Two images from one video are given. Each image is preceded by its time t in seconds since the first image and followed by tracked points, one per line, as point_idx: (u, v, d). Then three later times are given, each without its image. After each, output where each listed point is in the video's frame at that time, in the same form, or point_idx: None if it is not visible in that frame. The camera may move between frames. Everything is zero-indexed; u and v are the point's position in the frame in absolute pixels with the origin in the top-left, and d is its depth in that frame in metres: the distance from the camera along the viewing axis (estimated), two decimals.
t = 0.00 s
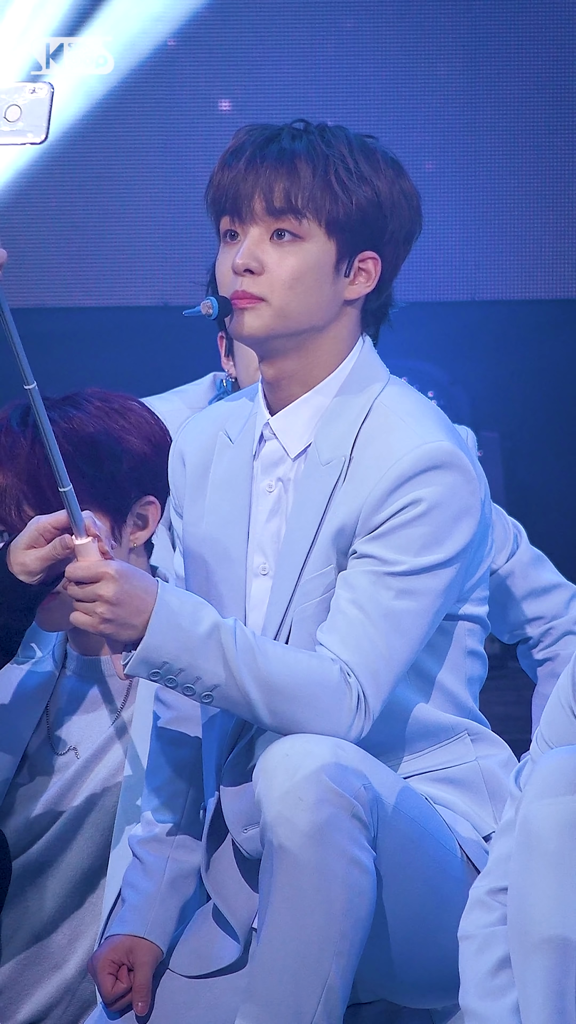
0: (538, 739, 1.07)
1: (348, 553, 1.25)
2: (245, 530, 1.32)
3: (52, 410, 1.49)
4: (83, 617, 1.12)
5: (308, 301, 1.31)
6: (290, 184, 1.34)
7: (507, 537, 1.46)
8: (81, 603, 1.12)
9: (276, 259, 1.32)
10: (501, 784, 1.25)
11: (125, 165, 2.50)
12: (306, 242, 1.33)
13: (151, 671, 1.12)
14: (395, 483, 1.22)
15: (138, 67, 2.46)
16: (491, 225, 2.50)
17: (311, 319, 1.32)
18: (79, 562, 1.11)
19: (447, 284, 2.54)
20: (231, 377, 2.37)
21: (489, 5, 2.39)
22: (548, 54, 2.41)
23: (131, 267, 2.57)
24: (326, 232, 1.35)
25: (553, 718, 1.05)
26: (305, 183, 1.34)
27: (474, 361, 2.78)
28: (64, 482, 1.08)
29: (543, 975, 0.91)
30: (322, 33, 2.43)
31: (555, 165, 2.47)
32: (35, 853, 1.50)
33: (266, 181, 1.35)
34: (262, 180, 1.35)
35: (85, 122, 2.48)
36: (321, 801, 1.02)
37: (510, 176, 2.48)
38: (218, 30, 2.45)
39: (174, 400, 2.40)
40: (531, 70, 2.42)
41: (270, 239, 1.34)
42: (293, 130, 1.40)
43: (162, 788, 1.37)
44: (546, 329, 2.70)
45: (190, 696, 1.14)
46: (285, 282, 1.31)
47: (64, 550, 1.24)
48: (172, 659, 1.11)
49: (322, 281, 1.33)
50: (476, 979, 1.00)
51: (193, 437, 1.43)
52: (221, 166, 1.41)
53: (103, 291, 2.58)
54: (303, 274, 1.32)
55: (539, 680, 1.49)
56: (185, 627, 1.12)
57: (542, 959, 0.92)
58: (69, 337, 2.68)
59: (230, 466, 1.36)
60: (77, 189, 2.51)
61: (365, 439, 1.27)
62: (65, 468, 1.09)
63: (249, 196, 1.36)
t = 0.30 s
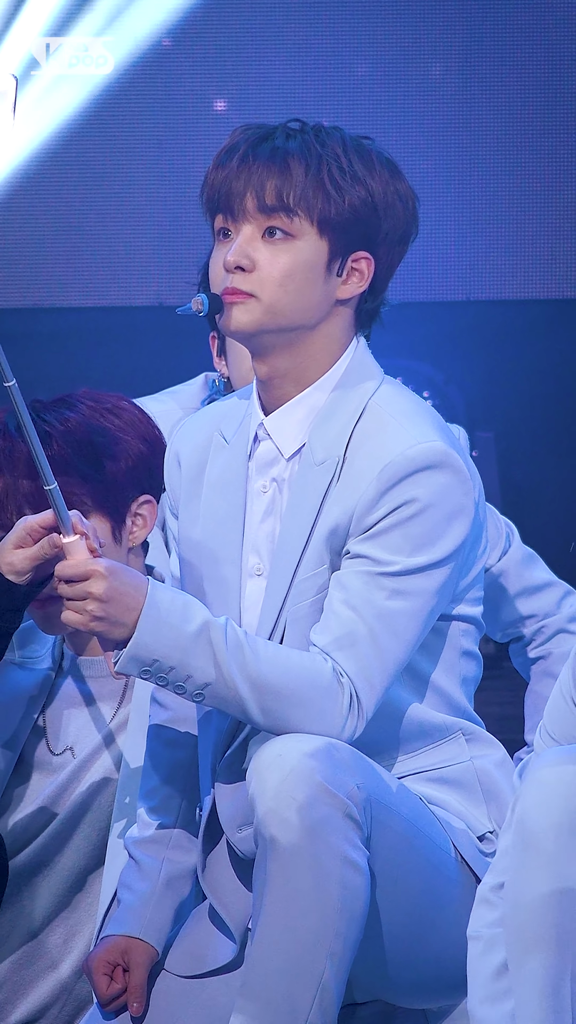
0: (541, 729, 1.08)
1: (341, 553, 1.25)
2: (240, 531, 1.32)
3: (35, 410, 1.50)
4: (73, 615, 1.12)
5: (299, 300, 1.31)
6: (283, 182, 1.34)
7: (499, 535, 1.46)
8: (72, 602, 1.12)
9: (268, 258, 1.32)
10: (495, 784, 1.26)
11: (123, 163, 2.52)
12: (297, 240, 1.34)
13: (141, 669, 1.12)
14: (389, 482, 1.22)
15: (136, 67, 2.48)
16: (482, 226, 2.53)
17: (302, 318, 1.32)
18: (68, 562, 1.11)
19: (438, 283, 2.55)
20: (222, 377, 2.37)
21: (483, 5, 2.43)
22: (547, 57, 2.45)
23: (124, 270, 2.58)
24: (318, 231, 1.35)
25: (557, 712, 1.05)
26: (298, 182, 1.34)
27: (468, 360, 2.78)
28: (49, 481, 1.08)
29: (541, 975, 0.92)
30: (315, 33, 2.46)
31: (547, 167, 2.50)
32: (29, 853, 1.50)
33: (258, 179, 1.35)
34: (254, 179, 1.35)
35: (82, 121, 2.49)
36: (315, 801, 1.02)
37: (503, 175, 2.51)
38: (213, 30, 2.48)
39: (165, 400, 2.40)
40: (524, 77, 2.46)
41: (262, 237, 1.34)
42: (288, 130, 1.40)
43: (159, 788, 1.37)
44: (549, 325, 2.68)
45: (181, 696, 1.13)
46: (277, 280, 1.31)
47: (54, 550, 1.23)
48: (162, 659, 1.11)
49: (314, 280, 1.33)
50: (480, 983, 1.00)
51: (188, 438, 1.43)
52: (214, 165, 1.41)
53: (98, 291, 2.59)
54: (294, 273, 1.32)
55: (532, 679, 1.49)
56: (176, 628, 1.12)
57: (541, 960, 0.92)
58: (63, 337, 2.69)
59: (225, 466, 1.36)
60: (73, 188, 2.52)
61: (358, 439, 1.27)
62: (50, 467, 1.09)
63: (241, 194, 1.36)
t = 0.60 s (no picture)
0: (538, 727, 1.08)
1: (338, 553, 1.25)
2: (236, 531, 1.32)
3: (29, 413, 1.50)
4: (69, 617, 1.11)
5: (295, 299, 1.31)
6: (279, 182, 1.34)
7: (494, 535, 1.46)
8: (67, 603, 1.11)
9: (264, 257, 1.32)
10: (492, 783, 1.26)
11: (119, 161, 2.54)
12: (293, 239, 1.33)
13: (137, 671, 1.12)
14: (386, 482, 1.22)
15: (135, 66, 2.52)
16: (479, 220, 2.56)
17: (296, 317, 1.32)
18: (64, 563, 1.11)
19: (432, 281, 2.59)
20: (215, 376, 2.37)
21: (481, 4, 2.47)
22: (548, 55, 2.49)
23: (122, 268, 2.59)
24: (314, 231, 1.35)
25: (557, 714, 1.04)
26: (293, 181, 1.34)
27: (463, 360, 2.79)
28: (43, 483, 1.08)
29: (542, 976, 0.92)
30: (313, 33, 2.50)
31: (551, 166, 2.54)
32: (25, 854, 1.50)
33: (255, 179, 1.35)
34: (250, 178, 1.35)
35: (82, 118, 2.53)
36: (312, 800, 1.02)
37: (497, 173, 2.54)
38: (211, 30, 2.51)
39: (159, 400, 2.41)
40: (522, 73, 2.50)
41: (258, 236, 1.34)
42: (284, 130, 1.40)
43: (156, 789, 1.37)
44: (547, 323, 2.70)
45: (177, 696, 1.13)
46: (272, 279, 1.31)
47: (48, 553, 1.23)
48: (158, 659, 1.11)
49: (309, 279, 1.33)
50: (483, 988, 0.99)
51: (185, 438, 1.43)
52: (211, 166, 1.41)
53: (95, 290, 2.60)
54: (289, 273, 1.32)
55: (528, 678, 1.50)
56: (173, 628, 1.11)
57: (541, 961, 0.92)
58: (60, 337, 2.69)
59: (221, 466, 1.36)
60: (72, 186, 2.54)
61: (355, 439, 1.27)
62: (44, 469, 1.08)
63: (238, 193, 1.36)
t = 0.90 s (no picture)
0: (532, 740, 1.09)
1: (337, 553, 1.25)
2: (235, 531, 1.32)
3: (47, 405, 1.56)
4: (67, 617, 1.11)
5: (292, 299, 1.31)
6: (274, 182, 1.34)
7: (492, 535, 1.46)
8: (65, 603, 1.11)
9: (260, 257, 1.32)
10: (491, 783, 1.26)
11: (120, 161, 2.55)
12: (290, 239, 1.33)
13: (135, 670, 1.12)
14: (385, 482, 1.22)
15: (135, 66, 2.52)
16: (478, 219, 2.56)
17: (293, 317, 1.32)
18: (63, 564, 1.11)
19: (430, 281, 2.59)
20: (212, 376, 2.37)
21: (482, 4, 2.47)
22: (549, 55, 2.48)
23: (119, 268, 2.59)
24: (311, 231, 1.35)
25: (548, 726, 1.06)
26: (289, 181, 1.34)
27: (461, 360, 2.79)
28: (42, 485, 1.08)
29: (537, 975, 0.92)
30: (313, 33, 2.50)
31: (550, 166, 2.54)
32: (21, 855, 1.50)
33: (251, 179, 1.35)
34: (246, 178, 1.35)
35: (82, 117, 2.53)
36: (311, 800, 1.02)
37: (495, 174, 2.54)
38: (211, 29, 2.51)
39: (156, 400, 2.41)
40: (521, 74, 2.50)
41: (254, 236, 1.34)
42: (281, 130, 1.40)
43: (155, 790, 1.37)
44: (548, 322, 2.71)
45: (175, 696, 1.13)
46: (269, 280, 1.31)
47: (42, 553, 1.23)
48: (156, 658, 1.11)
49: (305, 279, 1.33)
50: (479, 988, 0.99)
51: (184, 438, 1.43)
52: (208, 166, 1.41)
53: (94, 291, 2.60)
54: (286, 273, 1.32)
55: (526, 678, 1.50)
56: (170, 629, 1.11)
57: (537, 959, 0.92)
58: (58, 337, 2.69)
59: (219, 466, 1.36)
60: (71, 187, 2.55)
61: (353, 439, 1.27)
62: (42, 470, 1.08)
63: (234, 194, 1.36)
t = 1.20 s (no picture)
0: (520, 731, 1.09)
1: (337, 553, 1.25)
2: (235, 531, 1.32)
3: (77, 390, 1.67)
4: (61, 617, 1.12)
5: (289, 300, 1.31)
6: (271, 183, 1.34)
7: (491, 534, 1.46)
8: (61, 603, 1.12)
9: (258, 258, 1.32)
10: (490, 785, 1.26)
11: (119, 160, 2.54)
12: (287, 240, 1.34)
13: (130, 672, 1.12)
14: (384, 483, 1.22)
15: (135, 66, 2.52)
16: (476, 218, 2.55)
17: (290, 318, 1.32)
18: (58, 564, 1.12)
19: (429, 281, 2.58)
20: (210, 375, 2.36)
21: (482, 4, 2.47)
22: (549, 56, 2.49)
23: (116, 266, 2.58)
24: (308, 231, 1.35)
25: (539, 721, 1.06)
26: (286, 181, 1.34)
27: (461, 360, 2.79)
28: (40, 487, 1.09)
29: (533, 975, 0.92)
30: (313, 33, 2.50)
31: (549, 166, 2.53)
32: (20, 855, 1.50)
33: (247, 180, 1.35)
34: (243, 179, 1.35)
35: (81, 117, 2.53)
36: (311, 801, 1.02)
37: (494, 174, 2.54)
38: (210, 29, 2.51)
39: (155, 400, 2.40)
40: (520, 73, 2.50)
41: (252, 238, 1.34)
42: (278, 130, 1.40)
43: (155, 790, 1.37)
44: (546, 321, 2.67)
45: (172, 697, 1.13)
46: (266, 281, 1.31)
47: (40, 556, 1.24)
48: (151, 660, 1.11)
49: (303, 280, 1.33)
50: (476, 991, 0.99)
51: (184, 439, 1.43)
52: (206, 166, 1.41)
53: (93, 290, 2.58)
54: (284, 274, 1.32)
55: (525, 678, 1.50)
56: (166, 634, 1.11)
57: (534, 960, 0.92)
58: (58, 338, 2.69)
59: (219, 466, 1.37)
60: (70, 187, 2.54)
61: (352, 440, 1.27)
62: (40, 472, 1.09)
63: (231, 195, 1.36)
